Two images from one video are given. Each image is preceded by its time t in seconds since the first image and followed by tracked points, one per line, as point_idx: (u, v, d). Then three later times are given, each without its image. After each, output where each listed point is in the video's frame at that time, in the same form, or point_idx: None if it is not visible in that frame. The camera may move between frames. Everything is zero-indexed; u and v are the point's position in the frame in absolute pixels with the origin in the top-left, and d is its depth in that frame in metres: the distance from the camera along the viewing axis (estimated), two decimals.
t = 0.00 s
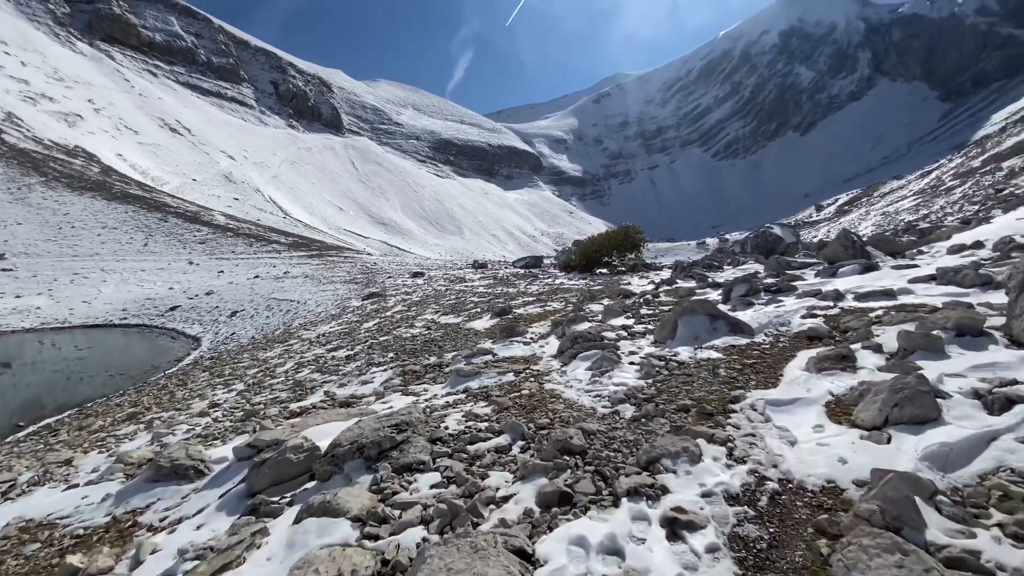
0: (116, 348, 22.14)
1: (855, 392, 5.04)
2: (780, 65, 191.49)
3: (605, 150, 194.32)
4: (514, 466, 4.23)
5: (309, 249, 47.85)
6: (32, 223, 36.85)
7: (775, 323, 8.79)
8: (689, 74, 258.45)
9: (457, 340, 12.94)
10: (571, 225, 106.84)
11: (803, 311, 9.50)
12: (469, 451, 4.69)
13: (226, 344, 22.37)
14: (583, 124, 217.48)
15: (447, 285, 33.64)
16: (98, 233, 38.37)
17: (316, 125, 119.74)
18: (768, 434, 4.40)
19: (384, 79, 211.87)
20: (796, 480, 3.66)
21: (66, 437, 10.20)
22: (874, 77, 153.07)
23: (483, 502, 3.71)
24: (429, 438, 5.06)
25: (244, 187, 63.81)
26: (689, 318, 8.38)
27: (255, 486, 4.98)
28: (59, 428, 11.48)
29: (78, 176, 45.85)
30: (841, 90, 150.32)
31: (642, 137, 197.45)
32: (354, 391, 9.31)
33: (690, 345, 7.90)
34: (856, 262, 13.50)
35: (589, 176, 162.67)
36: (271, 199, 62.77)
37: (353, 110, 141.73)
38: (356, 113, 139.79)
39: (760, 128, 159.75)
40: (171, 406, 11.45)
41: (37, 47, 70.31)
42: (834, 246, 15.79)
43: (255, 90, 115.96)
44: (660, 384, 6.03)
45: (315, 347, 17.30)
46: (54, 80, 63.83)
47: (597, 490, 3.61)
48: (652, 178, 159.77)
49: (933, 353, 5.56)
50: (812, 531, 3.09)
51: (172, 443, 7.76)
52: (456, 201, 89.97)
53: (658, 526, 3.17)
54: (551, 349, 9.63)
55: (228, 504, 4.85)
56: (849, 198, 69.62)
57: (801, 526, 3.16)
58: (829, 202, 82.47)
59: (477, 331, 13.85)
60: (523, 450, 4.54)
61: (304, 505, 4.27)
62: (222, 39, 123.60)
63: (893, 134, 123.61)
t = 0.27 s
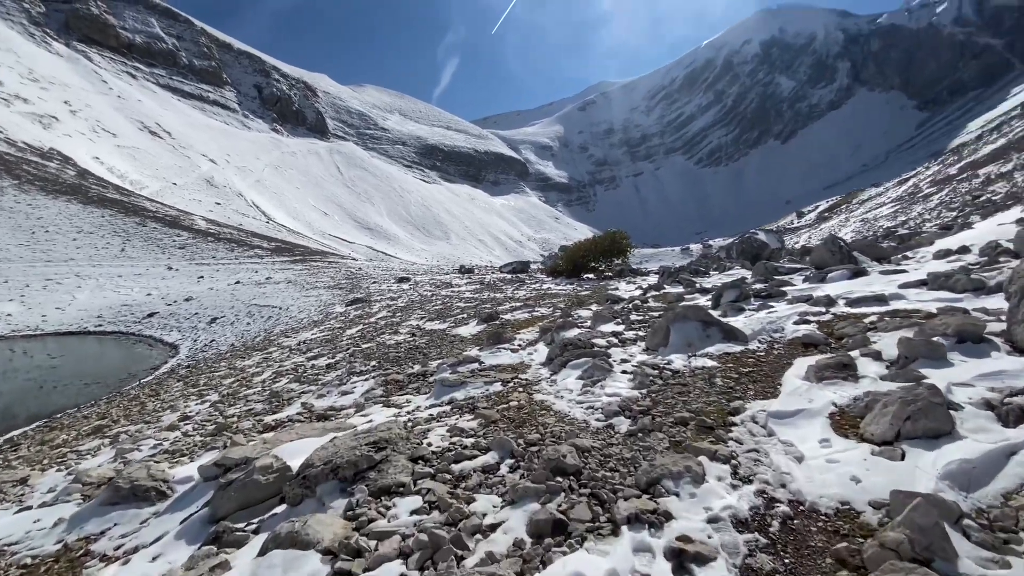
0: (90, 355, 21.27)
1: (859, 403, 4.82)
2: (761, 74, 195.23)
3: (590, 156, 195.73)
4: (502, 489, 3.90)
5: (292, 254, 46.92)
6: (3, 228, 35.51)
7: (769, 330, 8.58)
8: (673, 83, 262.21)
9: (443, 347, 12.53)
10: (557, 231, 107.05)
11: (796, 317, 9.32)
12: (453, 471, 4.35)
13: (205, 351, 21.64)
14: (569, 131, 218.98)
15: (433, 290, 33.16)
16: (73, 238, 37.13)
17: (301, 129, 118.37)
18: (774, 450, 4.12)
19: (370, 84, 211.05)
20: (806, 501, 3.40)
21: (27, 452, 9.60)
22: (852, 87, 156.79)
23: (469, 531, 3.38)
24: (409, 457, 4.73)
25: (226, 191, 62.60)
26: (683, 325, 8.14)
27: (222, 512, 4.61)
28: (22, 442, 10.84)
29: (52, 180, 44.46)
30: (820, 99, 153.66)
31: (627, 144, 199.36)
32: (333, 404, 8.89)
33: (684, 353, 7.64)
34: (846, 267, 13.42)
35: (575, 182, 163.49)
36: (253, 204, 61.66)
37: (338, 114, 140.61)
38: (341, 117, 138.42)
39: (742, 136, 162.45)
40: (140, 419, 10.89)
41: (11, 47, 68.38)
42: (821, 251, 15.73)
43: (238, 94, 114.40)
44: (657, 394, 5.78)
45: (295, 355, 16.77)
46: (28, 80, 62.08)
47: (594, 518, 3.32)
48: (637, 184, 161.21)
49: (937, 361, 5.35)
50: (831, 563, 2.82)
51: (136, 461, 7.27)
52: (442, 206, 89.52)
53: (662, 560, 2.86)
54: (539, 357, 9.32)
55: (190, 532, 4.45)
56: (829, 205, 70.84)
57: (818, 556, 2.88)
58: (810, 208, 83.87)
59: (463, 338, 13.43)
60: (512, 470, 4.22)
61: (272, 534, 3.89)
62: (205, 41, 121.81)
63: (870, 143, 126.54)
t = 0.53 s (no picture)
0: (49, 362, 20.12)
1: (857, 407, 4.65)
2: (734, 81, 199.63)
3: (568, 160, 197.03)
4: (484, 510, 3.56)
5: (265, 256, 45.59)
6: None
7: (754, 331, 8.45)
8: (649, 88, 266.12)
9: (421, 351, 12.11)
10: (536, 233, 107.13)
11: (780, 318, 9.22)
12: (430, 490, 3.99)
13: (173, 357, 20.71)
14: (547, 134, 220.04)
15: (411, 293, 32.58)
16: (32, 240, 35.30)
17: (275, 129, 115.87)
18: (773, 461, 3.87)
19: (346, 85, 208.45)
20: (814, 517, 3.15)
21: None
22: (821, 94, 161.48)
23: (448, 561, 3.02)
24: (383, 475, 4.35)
25: (197, 191, 60.64)
26: (668, 327, 7.92)
27: (173, 538, 4.16)
28: None
29: (10, 179, 42.27)
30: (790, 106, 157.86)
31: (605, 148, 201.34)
32: (304, 414, 8.40)
33: (669, 355, 7.42)
34: (824, 267, 13.48)
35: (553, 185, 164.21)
36: (225, 205, 59.88)
37: (313, 114, 138.20)
38: (316, 118, 135.70)
39: (716, 140, 165.81)
40: (96, 431, 10.19)
41: None
42: (799, 252, 15.80)
43: (209, 92, 111.40)
44: (645, 399, 5.52)
45: (266, 360, 16.11)
46: None
47: (587, 542, 3.02)
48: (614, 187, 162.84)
49: (931, 363, 5.24)
50: None
51: (86, 477, 6.69)
52: (420, 208, 88.60)
53: None
54: (521, 361, 9.00)
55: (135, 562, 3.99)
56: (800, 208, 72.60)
57: None
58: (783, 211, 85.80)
59: (441, 342, 13.03)
60: (493, 486, 3.90)
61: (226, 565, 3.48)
62: (175, 38, 118.34)
63: (838, 148, 130.42)
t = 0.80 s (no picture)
0: None
1: (843, 410, 4.55)
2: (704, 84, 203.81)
3: (543, 160, 197.65)
4: (459, 535, 3.29)
5: (231, 256, 44.05)
6: None
7: (733, 331, 8.40)
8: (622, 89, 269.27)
9: (393, 354, 11.73)
10: (511, 233, 106.96)
11: (757, 317, 9.20)
12: (400, 511, 3.67)
13: (133, 361, 19.66)
14: (522, 133, 220.15)
15: (384, 293, 31.94)
16: None
17: (242, 125, 112.44)
18: (763, 470, 3.71)
19: (317, 80, 204.04)
20: (812, 533, 2.97)
21: None
22: (787, 98, 166.35)
23: None
24: (350, 493, 4.03)
25: (159, 188, 58.17)
26: (647, 327, 7.77)
27: (115, 568, 3.76)
28: None
29: None
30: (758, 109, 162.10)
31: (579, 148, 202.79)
32: (268, 424, 7.93)
33: (650, 357, 7.27)
34: (796, 266, 13.65)
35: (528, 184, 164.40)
36: (190, 203, 57.64)
37: (283, 110, 134.67)
38: (285, 113, 131.91)
39: (687, 142, 169.02)
40: (42, 444, 9.50)
41: None
42: (771, 252, 15.96)
43: (172, 86, 107.34)
44: (628, 405, 5.31)
45: (230, 365, 15.41)
46: None
47: (573, 567, 2.80)
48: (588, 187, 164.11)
49: (915, 364, 5.20)
50: None
51: (25, 499, 6.15)
52: (393, 206, 87.34)
53: None
54: (498, 364, 8.75)
55: None
56: (768, 208, 74.53)
57: None
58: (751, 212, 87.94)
59: (415, 344, 12.65)
60: (470, 507, 3.60)
61: None
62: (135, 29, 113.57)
63: (803, 150, 134.61)
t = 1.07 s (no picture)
0: None
1: (821, 413, 4.44)
2: (676, 86, 207.34)
3: (518, 159, 197.80)
4: (424, 558, 3.02)
5: (196, 255, 42.41)
6: None
7: (708, 331, 8.32)
8: (596, 90, 271.69)
9: (362, 357, 11.29)
10: (487, 232, 106.47)
11: (731, 316, 9.16)
12: (360, 532, 3.37)
13: (87, 366, 18.61)
14: (497, 133, 219.77)
15: (356, 294, 31.22)
16: None
17: (208, 120, 108.78)
18: (744, 478, 3.55)
19: (287, 76, 199.34)
20: (799, 547, 2.80)
21: None
22: (755, 102, 170.63)
23: None
24: (306, 512, 3.71)
25: (119, 185, 55.68)
26: (624, 327, 7.58)
27: None
28: None
29: None
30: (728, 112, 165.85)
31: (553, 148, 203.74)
32: (226, 434, 7.46)
33: (626, 358, 7.07)
34: (767, 266, 13.78)
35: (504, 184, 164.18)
36: (152, 200, 55.35)
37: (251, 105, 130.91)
38: (254, 109, 128.04)
39: (660, 144, 171.71)
40: None
41: None
42: (742, 252, 16.07)
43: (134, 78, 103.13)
44: (605, 408, 5.11)
45: (190, 369, 14.68)
46: None
47: None
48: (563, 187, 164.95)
49: (890, 364, 5.16)
50: None
51: None
52: (366, 205, 85.82)
53: None
54: (471, 367, 8.46)
55: None
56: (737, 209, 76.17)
57: None
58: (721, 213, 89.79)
59: (384, 346, 12.23)
60: (436, 526, 3.34)
61: None
62: (93, 19, 108.63)
63: (770, 153, 138.36)
